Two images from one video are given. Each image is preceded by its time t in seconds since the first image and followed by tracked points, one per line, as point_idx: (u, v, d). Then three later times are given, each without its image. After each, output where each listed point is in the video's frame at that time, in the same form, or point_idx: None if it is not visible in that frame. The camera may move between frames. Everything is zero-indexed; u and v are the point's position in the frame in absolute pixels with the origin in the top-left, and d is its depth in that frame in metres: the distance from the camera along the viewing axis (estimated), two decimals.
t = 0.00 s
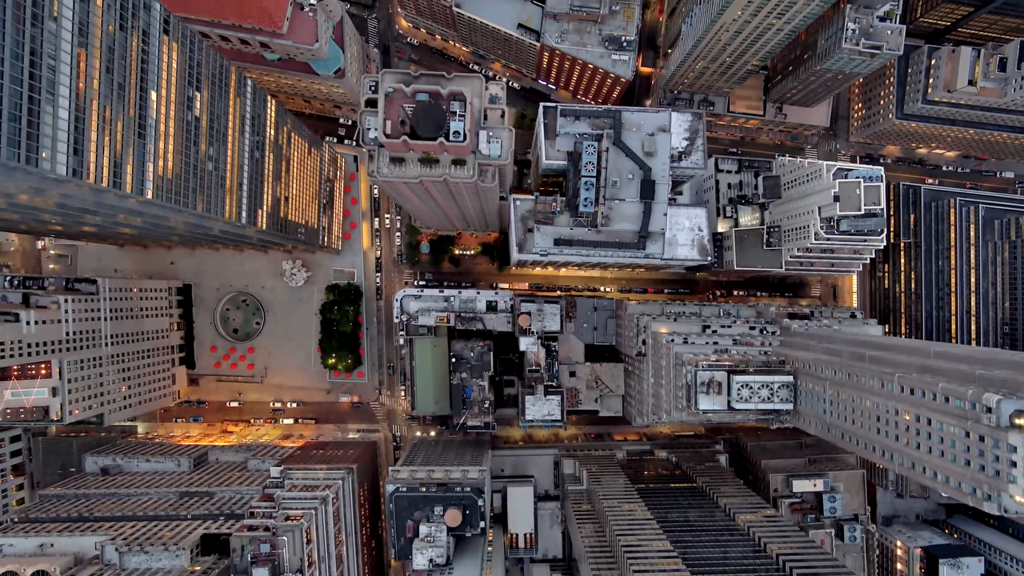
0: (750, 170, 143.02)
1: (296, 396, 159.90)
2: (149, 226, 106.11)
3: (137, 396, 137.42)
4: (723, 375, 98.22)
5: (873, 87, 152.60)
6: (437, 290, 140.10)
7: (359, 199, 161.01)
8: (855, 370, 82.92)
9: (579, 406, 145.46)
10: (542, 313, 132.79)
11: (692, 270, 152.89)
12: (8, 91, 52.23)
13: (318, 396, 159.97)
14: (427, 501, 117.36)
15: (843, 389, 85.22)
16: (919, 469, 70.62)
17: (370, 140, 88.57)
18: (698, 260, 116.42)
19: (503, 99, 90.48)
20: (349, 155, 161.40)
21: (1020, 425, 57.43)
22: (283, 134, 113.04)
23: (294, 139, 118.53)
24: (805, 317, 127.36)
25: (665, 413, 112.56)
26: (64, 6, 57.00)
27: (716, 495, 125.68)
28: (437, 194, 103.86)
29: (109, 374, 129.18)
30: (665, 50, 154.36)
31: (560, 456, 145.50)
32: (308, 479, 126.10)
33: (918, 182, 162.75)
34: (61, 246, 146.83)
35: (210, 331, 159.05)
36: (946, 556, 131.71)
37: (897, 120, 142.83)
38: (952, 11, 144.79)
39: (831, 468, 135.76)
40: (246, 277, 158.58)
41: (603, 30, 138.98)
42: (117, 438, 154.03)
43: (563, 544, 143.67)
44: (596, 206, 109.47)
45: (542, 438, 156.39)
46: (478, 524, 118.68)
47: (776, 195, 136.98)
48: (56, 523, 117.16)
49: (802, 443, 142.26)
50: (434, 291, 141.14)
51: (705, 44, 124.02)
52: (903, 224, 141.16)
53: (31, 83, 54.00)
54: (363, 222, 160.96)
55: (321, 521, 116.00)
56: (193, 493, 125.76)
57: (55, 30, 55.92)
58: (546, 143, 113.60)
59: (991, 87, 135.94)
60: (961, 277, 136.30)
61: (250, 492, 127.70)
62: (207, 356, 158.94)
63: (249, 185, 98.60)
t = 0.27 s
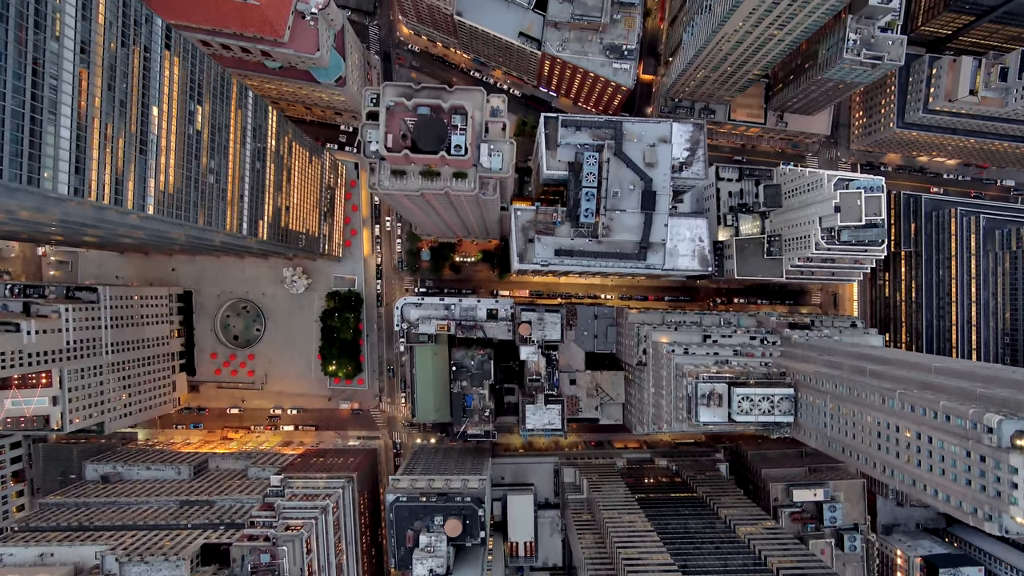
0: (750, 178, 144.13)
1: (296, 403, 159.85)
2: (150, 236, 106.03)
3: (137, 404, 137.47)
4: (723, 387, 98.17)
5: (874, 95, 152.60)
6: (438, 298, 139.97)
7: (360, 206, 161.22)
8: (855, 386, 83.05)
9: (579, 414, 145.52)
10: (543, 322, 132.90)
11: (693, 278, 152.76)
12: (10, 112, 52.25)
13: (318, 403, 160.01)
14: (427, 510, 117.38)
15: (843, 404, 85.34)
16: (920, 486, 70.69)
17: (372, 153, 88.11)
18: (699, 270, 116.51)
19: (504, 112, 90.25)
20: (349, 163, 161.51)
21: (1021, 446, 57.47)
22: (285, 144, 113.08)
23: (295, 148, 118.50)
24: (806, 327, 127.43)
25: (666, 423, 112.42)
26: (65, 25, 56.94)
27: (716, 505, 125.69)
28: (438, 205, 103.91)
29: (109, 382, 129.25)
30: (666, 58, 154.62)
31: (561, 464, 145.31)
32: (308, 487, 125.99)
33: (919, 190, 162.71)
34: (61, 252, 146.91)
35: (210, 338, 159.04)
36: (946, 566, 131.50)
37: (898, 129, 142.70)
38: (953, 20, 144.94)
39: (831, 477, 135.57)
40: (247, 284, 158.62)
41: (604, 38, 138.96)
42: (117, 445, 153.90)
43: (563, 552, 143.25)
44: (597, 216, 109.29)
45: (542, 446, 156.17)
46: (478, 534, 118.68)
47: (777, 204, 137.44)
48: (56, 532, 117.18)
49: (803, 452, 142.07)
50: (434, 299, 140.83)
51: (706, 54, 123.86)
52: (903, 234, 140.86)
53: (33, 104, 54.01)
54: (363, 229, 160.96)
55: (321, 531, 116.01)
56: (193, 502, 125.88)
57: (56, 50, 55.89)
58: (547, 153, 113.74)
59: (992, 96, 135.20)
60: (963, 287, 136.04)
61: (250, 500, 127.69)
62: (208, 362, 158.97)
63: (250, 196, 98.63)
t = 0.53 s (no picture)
0: (751, 187, 143.93)
1: (296, 410, 159.86)
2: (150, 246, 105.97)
3: (138, 411, 137.48)
4: (724, 400, 98.26)
5: (875, 103, 152.49)
6: (438, 306, 139.31)
7: (361, 213, 161.09)
8: (855, 400, 83.24)
9: (579, 422, 145.64)
10: (543, 331, 133.09)
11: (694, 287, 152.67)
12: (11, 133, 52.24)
13: (318, 410, 160.02)
14: (427, 520, 117.43)
15: (843, 418, 85.52)
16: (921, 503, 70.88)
17: (373, 166, 87.73)
18: (699, 281, 116.64)
19: (505, 125, 90.32)
20: (350, 170, 161.53)
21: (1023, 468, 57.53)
22: (286, 154, 113.09)
23: (296, 158, 118.46)
24: (806, 337, 127.22)
25: (666, 434, 112.34)
26: (67, 45, 56.87)
27: (716, 515, 125.77)
28: (439, 217, 103.93)
29: (110, 391, 129.19)
30: (667, 66, 154.84)
31: (561, 472, 145.15)
32: (308, 496, 126.02)
33: (919, 198, 162.71)
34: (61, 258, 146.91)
35: (210, 345, 159.19)
36: None
37: (899, 138, 142.67)
38: (954, 29, 144.93)
39: (831, 487, 135.41)
40: (247, 291, 158.66)
41: (605, 47, 139.00)
42: (117, 451, 153.84)
43: (564, 560, 142.21)
44: (597, 227, 109.64)
45: (542, 453, 155.99)
46: (478, 544, 118.68)
47: (778, 213, 137.91)
48: (56, 541, 117.24)
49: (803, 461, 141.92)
50: (435, 308, 140.44)
51: (707, 64, 123.66)
52: (904, 243, 141.17)
53: (35, 125, 53.97)
54: (364, 236, 160.93)
55: (321, 540, 116.09)
56: (193, 511, 125.99)
57: (59, 69, 55.83)
58: (548, 164, 113.75)
59: (993, 106, 135.27)
60: (964, 296, 136.10)
61: (250, 509, 127.78)
62: (208, 369, 159.06)
63: (251, 207, 98.56)
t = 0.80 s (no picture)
0: (752, 196, 143.20)
1: (296, 417, 159.86)
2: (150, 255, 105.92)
3: (138, 419, 137.41)
4: (725, 412, 98.12)
5: (876, 112, 152.40)
6: (438, 314, 139.13)
7: (362, 220, 160.96)
8: (856, 415, 83.36)
9: (580, 431, 145.40)
10: (544, 340, 133.01)
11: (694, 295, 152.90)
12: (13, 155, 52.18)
13: (319, 416, 160.02)
14: (427, 530, 117.43)
15: (844, 433, 85.64)
16: (922, 521, 70.93)
17: (374, 178, 87.45)
18: (700, 291, 116.70)
19: (506, 138, 90.89)
20: (351, 176, 161.44)
21: None
22: (287, 163, 113.03)
23: (297, 167, 118.31)
24: (807, 347, 127.11)
25: (666, 445, 112.26)
26: (69, 64, 56.78)
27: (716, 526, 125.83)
28: (440, 228, 104.04)
29: (110, 399, 129.07)
30: (668, 74, 155.32)
31: (561, 481, 145.01)
32: (308, 505, 125.98)
33: (920, 206, 162.64)
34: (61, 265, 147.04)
35: (211, 352, 159.21)
36: None
37: (899, 147, 142.69)
38: (955, 38, 144.95)
39: (831, 496, 135.26)
40: (248, 298, 158.65)
41: (606, 56, 139.08)
42: (117, 458, 153.77)
43: (563, 569, 142.43)
44: (598, 237, 109.27)
45: (542, 461, 155.80)
46: (478, 554, 118.61)
47: (778, 222, 137.34)
48: (56, 550, 117.28)
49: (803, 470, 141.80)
50: (435, 316, 139.78)
51: (708, 73, 123.65)
52: (904, 251, 141.62)
53: (36, 145, 53.89)
54: (365, 243, 160.87)
55: (321, 549, 116.15)
56: (193, 519, 126.08)
57: (60, 89, 55.72)
58: (549, 174, 113.55)
59: (994, 116, 135.61)
60: (964, 307, 135.17)
61: (250, 517, 127.79)
62: (208, 376, 159.07)
63: (252, 217, 98.45)
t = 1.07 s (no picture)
0: (752, 204, 144.00)
1: (296, 424, 159.88)
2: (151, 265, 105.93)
3: (138, 426, 137.41)
4: (725, 424, 98.19)
5: (877, 120, 152.36)
6: (439, 322, 140.52)
7: (362, 226, 160.90)
8: (856, 430, 83.55)
9: (580, 439, 145.22)
10: (544, 348, 133.13)
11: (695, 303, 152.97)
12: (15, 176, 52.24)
13: (319, 423, 160.03)
14: (427, 540, 117.45)
15: (844, 447, 85.83)
16: (922, 538, 71.16)
17: (375, 191, 87.59)
18: (700, 302, 116.64)
19: (507, 151, 91.93)
20: (352, 183, 161.37)
21: None
22: (288, 172, 113.06)
23: (298, 176, 118.25)
24: (807, 357, 127.01)
25: (667, 456, 112.17)
26: (71, 83, 56.79)
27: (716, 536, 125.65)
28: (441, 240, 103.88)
29: (110, 407, 129.05)
30: (669, 82, 155.19)
31: (561, 489, 144.85)
32: (308, 513, 125.97)
33: (921, 214, 162.68)
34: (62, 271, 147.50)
35: (211, 358, 159.27)
36: None
37: (900, 156, 142.74)
38: (956, 48, 145.04)
39: (832, 506, 135.06)
40: (248, 304, 158.66)
41: (607, 64, 139.07)
42: (117, 464, 153.72)
43: None
44: (599, 248, 109.93)
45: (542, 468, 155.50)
46: (478, 563, 118.55)
47: (779, 230, 137.41)
48: (56, 559, 117.38)
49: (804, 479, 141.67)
50: (436, 323, 141.47)
51: (709, 83, 123.70)
52: (905, 260, 141.21)
53: (38, 166, 53.96)
54: (365, 250, 160.81)
55: (321, 559, 116.18)
56: (193, 528, 126.24)
57: (62, 109, 55.72)
58: (550, 184, 113.64)
59: (994, 125, 135.74)
60: (965, 317, 134.91)
61: (250, 526, 127.87)
62: (208, 382, 159.09)
63: (253, 228, 98.38)
